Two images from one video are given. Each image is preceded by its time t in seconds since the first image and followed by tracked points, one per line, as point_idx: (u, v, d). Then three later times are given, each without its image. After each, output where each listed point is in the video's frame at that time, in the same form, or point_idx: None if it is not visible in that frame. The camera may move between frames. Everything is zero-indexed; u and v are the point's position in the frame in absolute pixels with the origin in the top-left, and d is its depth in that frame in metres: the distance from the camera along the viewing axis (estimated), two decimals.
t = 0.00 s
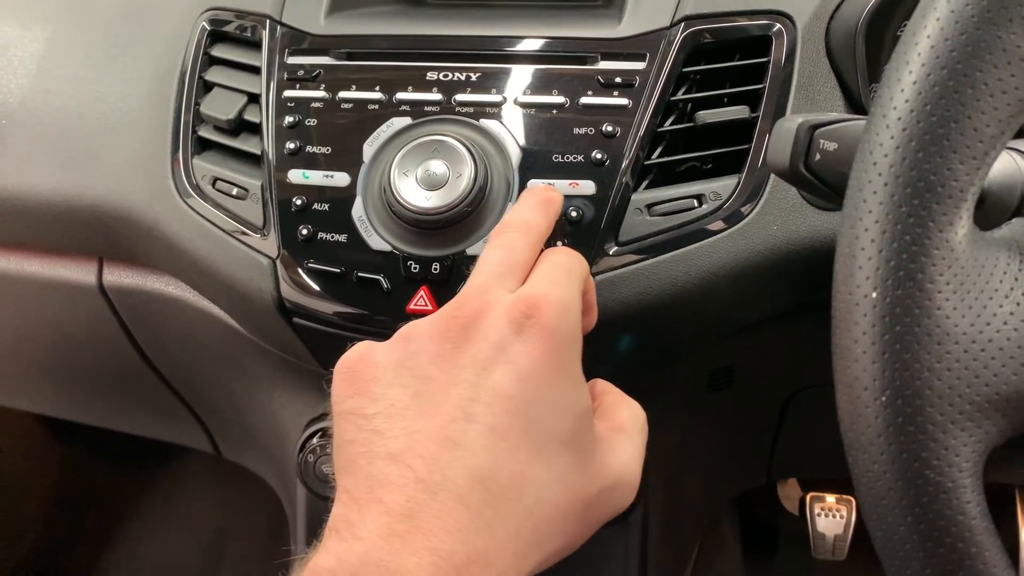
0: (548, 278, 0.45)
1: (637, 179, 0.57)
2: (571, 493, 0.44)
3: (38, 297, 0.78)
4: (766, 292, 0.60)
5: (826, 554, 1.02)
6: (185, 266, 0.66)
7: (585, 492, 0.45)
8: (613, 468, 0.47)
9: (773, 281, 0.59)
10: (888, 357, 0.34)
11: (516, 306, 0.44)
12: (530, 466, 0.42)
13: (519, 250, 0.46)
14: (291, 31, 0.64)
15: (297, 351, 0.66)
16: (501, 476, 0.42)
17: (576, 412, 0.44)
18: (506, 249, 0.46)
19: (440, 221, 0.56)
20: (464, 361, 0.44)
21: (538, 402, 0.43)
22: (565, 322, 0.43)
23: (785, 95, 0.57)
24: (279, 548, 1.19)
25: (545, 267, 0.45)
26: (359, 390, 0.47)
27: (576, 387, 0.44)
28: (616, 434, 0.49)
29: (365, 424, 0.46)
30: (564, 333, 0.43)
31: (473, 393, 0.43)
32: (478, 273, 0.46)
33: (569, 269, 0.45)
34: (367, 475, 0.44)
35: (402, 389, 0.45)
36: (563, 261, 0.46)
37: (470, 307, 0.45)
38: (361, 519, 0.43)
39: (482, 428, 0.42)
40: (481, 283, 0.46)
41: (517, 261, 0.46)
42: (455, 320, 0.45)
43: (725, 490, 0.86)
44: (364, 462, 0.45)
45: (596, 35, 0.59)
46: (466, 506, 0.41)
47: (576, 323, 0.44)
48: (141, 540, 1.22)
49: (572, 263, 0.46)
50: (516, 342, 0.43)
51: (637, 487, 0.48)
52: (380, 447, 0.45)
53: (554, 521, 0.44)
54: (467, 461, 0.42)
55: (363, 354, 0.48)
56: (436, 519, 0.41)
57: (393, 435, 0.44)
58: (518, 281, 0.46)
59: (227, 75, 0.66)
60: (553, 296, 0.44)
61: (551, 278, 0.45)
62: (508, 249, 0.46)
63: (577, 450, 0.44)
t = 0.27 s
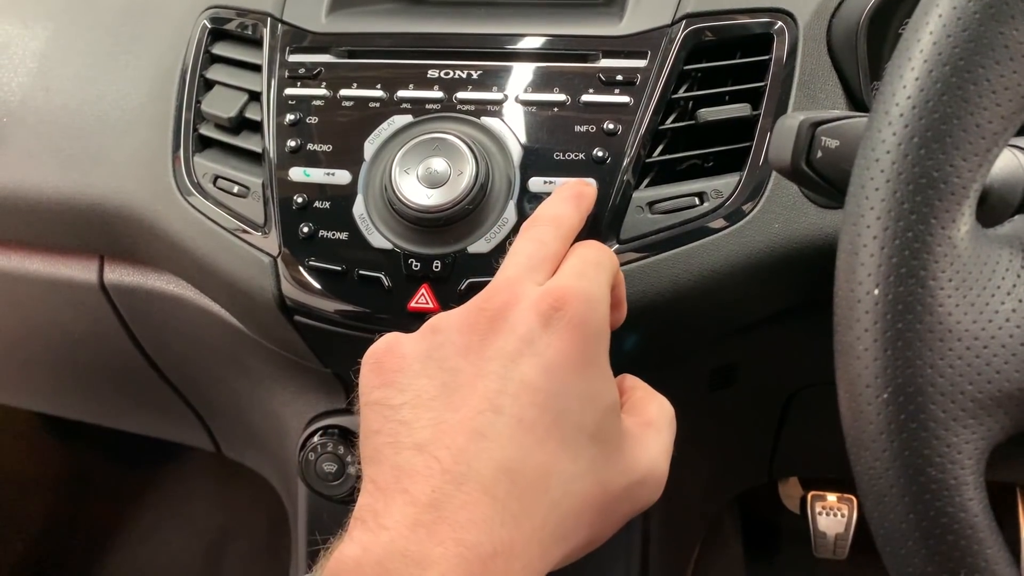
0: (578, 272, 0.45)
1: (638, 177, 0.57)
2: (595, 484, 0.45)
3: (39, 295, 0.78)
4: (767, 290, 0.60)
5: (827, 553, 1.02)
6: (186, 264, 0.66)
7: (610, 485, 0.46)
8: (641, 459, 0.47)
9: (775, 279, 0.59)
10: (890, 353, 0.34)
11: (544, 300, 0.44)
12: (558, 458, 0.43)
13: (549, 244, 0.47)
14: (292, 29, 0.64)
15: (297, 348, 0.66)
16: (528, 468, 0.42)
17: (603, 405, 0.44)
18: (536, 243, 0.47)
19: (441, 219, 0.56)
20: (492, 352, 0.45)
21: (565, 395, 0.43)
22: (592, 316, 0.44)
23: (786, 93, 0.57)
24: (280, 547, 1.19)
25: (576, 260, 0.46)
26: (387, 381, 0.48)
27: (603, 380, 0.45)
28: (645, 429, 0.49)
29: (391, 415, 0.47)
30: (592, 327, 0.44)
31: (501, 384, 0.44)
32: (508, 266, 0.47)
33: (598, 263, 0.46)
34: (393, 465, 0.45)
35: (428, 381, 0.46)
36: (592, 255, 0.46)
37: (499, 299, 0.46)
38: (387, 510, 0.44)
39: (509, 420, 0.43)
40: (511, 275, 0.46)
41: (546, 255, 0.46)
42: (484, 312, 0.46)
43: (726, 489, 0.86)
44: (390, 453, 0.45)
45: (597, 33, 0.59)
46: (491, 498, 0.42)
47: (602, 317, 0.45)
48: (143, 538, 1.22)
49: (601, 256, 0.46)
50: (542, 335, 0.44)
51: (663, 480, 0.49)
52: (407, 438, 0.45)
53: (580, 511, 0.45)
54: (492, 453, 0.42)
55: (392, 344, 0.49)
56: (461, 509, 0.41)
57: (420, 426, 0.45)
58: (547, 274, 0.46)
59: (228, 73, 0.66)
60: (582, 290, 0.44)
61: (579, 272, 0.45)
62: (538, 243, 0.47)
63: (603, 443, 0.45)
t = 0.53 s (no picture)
0: (540, 306, 0.44)
1: (642, 173, 0.57)
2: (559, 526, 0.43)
3: (42, 291, 0.78)
4: (772, 287, 0.60)
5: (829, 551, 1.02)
6: (189, 260, 0.66)
7: (573, 524, 0.44)
8: (602, 494, 0.46)
9: (779, 276, 0.59)
10: (897, 348, 0.34)
11: (505, 335, 0.43)
12: (517, 499, 0.41)
13: (512, 275, 0.45)
14: (296, 25, 0.64)
15: (301, 345, 0.66)
16: (488, 509, 0.40)
17: (564, 441, 0.43)
18: (498, 275, 0.45)
19: (445, 215, 0.56)
20: (452, 390, 0.42)
21: (526, 433, 0.42)
22: (554, 352, 0.43)
23: (791, 89, 0.57)
24: (282, 544, 1.19)
25: (536, 293, 0.45)
26: (346, 418, 0.45)
27: (563, 417, 0.43)
28: (606, 463, 0.47)
29: (351, 453, 0.44)
30: (553, 363, 0.43)
31: (460, 425, 0.42)
32: (468, 299, 0.45)
33: (559, 296, 0.45)
34: (350, 506, 0.42)
35: (388, 419, 0.43)
36: (553, 287, 0.45)
37: (459, 334, 0.44)
38: (344, 553, 0.41)
39: (468, 460, 0.41)
40: (472, 308, 0.44)
41: (509, 287, 0.45)
42: (442, 348, 0.43)
43: (729, 486, 0.86)
44: (348, 494, 0.43)
45: (601, 29, 0.59)
46: (450, 543, 0.39)
47: (563, 352, 0.44)
48: (145, 535, 1.22)
49: (561, 289, 0.45)
50: (503, 371, 0.42)
51: (624, 518, 0.47)
52: (364, 478, 0.42)
53: (542, 556, 0.42)
54: (452, 495, 0.40)
55: (348, 381, 0.46)
56: (419, 554, 0.39)
57: (378, 467, 0.42)
58: (509, 308, 0.45)
59: (232, 70, 0.66)
60: (544, 325, 0.43)
61: (541, 305, 0.44)
62: (500, 274, 0.45)
63: (566, 481, 0.43)
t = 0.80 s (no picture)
0: (529, 385, 0.43)
1: (643, 172, 0.57)
2: None
3: (42, 290, 0.78)
4: (773, 286, 0.60)
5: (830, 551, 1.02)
6: (189, 259, 0.66)
7: None
8: None
9: (781, 275, 0.59)
10: (899, 349, 0.34)
11: (494, 419, 0.42)
12: None
13: (501, 350, 0.43)
14: (295, 23, 0.64)
15: (301, 344, 0.66)
16: None
17: (553, 532, 0.42)
18: (488, 349, 0.43)
19: (445, 214, 0.56)
20: (440, 478, 0.41)
21: (514, 525, 0.41)
22: (542, 438, 0.42)
23: (792, 88, 0.57)
24: (282, 543, 1.19)
25: (527, 371, 0.44)
26: (331, 503, 0.43)
27: (550, 505, 0.42)
28: (596, 549, 0.46)
29: (335, 541, 0.42)
30: (540, 449, 0.42)
31: (447, 517, 0.40)
32: (457, 376, 0.43)
33: (549, 374, 0.44)
34: None
35: (376, 506, 0.41)
36: (543, 364, 0.44)
37: (448, 416, 0.42)
38: None
39: (455, 556, 0.39)
40: (460, 388, 0.43)
41: (499, 364, 0.43)
42: (430, 432, 0.42)
43: (730, 486, 0.85)
44: None
45: (601, 28, 0.59)
46: None
47: (553, 436, 0.43)
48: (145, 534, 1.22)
49: (552, 366, 0.45)
50: (492, 460, 0.41)
51: None
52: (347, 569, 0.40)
53: None
54: None
55: (335, 463, 0.44)
56: None
57: (361, 559, 0.40)
58: (498, 386, 0.44)
59: (232, 68, 0.65)
60: (532, 408, 0.42)
61: (531, 385, 0.43)
62: (490, 349, 0.43)
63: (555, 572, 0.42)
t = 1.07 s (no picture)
0: (485, 411, 0.43)
1: (646, 170, 0.57)
2: None
3: (46, 287, 0.78)
4: (775, 285, 0.60)
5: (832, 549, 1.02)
6: (193, 257, 0.66)
7: None
8: None
9: (783, 274, 0.59)
10: (902, 346, 0.34)
11: (452, 447, 0.42)
12: None
13: (457, 375, 0.43)
14: (299, 21, 0.64)
15: (304, 341, 0.66)
16: None
17: (513, 561, 0.41)
18: (443, 376, 0.43)
19: (449, 212, 0.56)
20: (397, 510, 0.41)
21: (473, 554, 0.40)
22: (500, 466, 0.42)
23: (795, 86, 0.57)
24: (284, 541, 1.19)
25: (482, 396, 0.44)
26: (287, 538, 0.42)
27: (510, 531, 0.42)
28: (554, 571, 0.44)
29: None
30: (498, 477, 0.42)
31: (406, 548, 0.40)
32: (413, 405, 0.43)
33: (506, 398, 0.44)
34: None
35: (333, 540, 0.40)
36: (500, 388, 0.44)
37: (404, 446, 0.42)
38: None
39: None
40: (416, 416, 0.43)
41: (454, 390, 0.43)
42: (386, 462, 0.42)
43: (732, 484, 0.85)
44: None
45: (604, 26, 0.59)
46: None
47: (510, 462, 0.43)
48: (148, 531, 1.22)
49: (509, 390, 0.45)
50: (450, 488, 0.41)
51: None
52: None
53: None
54: None
55: (290, 497, 0.43)
56: None
57: None
58: (455, 413, 0.43)
59: (236, 66, 0.66)
60: (488, 434, 0.42)
61: (488, 411, 0.43)
62: (445, 376, 0.43)
63: None
